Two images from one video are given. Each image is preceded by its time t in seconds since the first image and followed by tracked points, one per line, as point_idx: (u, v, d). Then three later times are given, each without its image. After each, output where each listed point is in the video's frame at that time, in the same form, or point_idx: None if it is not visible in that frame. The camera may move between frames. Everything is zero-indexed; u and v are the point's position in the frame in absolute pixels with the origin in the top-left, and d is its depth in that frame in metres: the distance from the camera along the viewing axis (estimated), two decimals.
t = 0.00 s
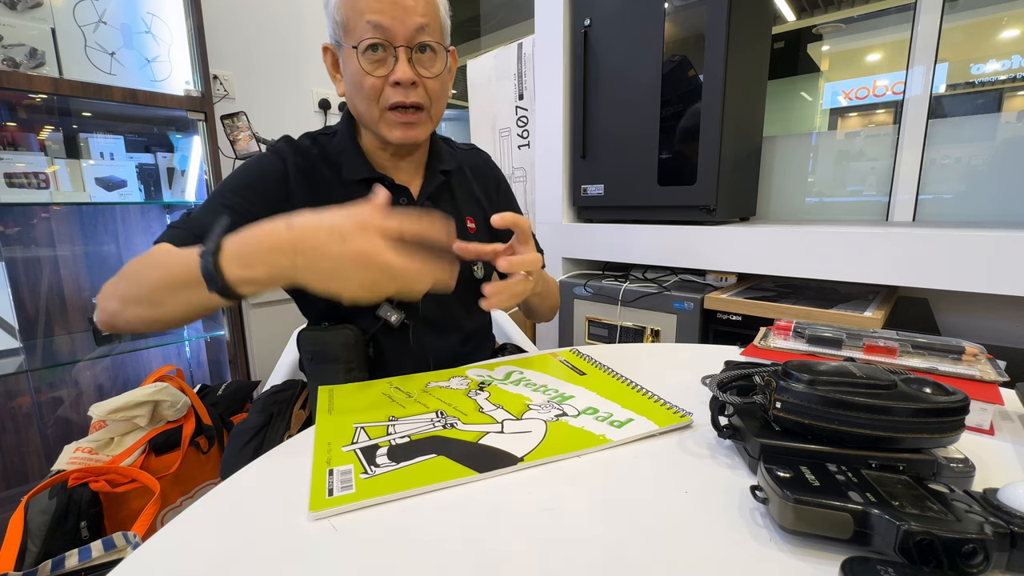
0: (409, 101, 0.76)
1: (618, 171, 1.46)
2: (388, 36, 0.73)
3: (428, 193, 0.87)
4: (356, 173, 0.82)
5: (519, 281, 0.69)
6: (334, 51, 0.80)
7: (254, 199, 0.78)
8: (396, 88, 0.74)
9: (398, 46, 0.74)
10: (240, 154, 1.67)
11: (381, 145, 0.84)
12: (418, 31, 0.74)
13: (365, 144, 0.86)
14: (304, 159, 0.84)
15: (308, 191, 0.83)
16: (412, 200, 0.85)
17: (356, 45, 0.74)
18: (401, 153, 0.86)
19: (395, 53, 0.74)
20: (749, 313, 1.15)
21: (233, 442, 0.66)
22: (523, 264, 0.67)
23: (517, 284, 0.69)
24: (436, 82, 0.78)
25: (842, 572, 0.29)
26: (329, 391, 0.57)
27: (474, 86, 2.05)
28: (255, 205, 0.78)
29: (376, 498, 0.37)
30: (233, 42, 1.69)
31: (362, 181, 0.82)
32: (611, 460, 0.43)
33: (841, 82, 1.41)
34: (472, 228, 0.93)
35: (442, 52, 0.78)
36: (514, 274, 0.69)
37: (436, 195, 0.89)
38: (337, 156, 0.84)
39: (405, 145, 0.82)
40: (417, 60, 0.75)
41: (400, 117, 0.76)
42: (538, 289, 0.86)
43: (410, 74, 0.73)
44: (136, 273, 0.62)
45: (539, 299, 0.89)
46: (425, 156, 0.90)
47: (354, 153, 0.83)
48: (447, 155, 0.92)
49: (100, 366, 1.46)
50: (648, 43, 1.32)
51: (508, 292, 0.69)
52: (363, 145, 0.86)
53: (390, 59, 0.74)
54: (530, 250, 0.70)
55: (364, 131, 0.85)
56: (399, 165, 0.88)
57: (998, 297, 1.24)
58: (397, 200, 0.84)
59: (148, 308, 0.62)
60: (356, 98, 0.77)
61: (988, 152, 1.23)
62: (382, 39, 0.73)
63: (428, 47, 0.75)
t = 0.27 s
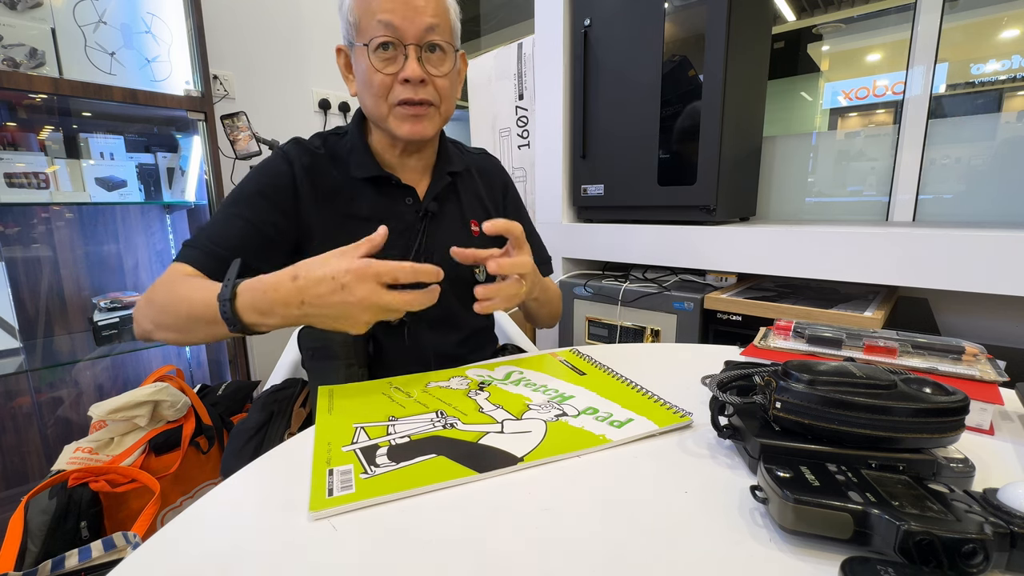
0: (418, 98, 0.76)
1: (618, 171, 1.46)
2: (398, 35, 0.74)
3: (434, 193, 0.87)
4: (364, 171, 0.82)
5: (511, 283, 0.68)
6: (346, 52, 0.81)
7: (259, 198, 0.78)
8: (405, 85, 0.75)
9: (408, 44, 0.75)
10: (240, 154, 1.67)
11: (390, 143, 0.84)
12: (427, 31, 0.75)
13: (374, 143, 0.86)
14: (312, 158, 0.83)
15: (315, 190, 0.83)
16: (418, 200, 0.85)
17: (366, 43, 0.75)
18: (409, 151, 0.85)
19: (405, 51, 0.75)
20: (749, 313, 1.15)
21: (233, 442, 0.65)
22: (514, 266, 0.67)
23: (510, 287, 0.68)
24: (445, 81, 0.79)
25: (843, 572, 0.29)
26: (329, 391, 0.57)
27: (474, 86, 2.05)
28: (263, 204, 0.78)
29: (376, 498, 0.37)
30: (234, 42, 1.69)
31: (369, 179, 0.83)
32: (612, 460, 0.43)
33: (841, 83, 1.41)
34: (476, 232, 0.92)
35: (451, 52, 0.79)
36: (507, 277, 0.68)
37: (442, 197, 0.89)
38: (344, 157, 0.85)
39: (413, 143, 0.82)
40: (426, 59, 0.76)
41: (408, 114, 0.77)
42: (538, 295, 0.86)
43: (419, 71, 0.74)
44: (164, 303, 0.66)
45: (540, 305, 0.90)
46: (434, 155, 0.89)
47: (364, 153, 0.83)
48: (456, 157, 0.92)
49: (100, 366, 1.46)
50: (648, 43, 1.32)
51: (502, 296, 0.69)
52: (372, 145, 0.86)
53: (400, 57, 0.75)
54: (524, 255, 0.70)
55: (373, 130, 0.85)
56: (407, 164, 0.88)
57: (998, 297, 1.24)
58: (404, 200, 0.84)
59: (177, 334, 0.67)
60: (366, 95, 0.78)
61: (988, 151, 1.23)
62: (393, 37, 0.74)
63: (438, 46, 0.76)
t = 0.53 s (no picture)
0: (418, 98, 0.76)
1: (618, 171, 1.46)
2: (399, 34, 0.74)
3: (435, 193, 0.87)
4: (366, 171, 0.82)
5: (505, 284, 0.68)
6: (348, 51, 0.81)
7: (261, 199, 0.78)
8: (405, 84, 0.75)
9: (409, 44, 0.75)
10: (240, 154, 1.67)
11: (390, 144, 0.84)
12: (428, 31, 0.75)
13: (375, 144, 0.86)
14: (312, 159, 0.83)
15: (315, 191, 0.82)
16: (418, 200, 0.85)
17: (367, 43, 0.75)
18: (410, 152, 0.86)
19: (405, 51, 0.75)
20: (749, 313, 1.15)
21: (233, 440, 0.65)
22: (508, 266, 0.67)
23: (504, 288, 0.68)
24: (445, 81, 0.79)
25: (842, 572, 0.29)
26: (329, 391, 0.57)
27: (474, 85, 2.05)
28: (263, 205, 0.78)
29: (376, 498, 0.37)
30: (234, 42, 1.69)
31: (371, 179, 0.83)
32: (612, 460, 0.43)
33: (841, 83, 1.41)
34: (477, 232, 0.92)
35: (452, 52, 0.79)
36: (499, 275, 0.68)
37: (443, 197, 0.89)
38: (345, 157, 0.85)
39: (413, 143, 0.82)
40: (427, 59, 0.76)
41: (408, 113, 0.77)
42: (534, 299, 0.86)
43: (419, 71, 0.74)
44: (176, 305, 0.67)
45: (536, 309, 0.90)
46: (434, 156, 0.90)
47: (365, 153, 0.83)
48: (456, 157, 0.92)
49: (100, 366, 1.46)
50: (648, 43, 1.32)
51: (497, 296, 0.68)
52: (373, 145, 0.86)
53: (401, 57, 0.75)
54: (518, 255, 0.70)
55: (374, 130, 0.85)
56: (407, 165, 0.88)
57: (997, 297, 1.24)
58: (405, 200, 0.84)
59: (190, 335, 0.68)
60: (366, 95, 0.78)
61: (988, 151, 1.23)
62: (393, 37, 0.74)
63: (438, 46, 0.77)
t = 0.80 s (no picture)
0: (417, 99, 0.76)
1: (618, 171, 1.46)
2: (399, 35, 0.74)
3: (434, 193, 0.87)
4: (365, 170, 0.82)
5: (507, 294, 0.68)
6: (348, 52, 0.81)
7: (262, 206, 0.78)
8: (404, 85, 0.75)
9: (408, 45, 0.75)
10: (240, 154, 1.67)
11: (390, 144, 0.84)
12: (428, 32, 0.75)
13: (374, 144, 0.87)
14: (310, 160, 0.83)
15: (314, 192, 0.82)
16: (417, 199, 0.85)
17: (367, 43, 0.75)
18: (409, 153, 0.86)
19: (405, 52, 0.75)
20: (749, 313, 1.15)
21: (233, 441, 0.65)
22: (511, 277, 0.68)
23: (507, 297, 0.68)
24: (445, 82, 0.79)
25: (842, 572, 0.29)
26: (329, 391, 0.57)
27: (474, 85, 2.05)
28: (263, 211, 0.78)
29: (376, 498, 0.37)
30: (234, 42, 1.69)
31: (370, 178, 0.83)
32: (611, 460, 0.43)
33: (841, 83, 1.41)
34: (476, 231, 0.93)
35: (452, 54, 0.79)
36: (500, 288, 0.68)
37: (442, 196, 0.90)
38: (344, 158, 0.85)
39: (413, 144, 0.82)
40: (426, 60, 0.77)
41: (407, 114, 0.77)
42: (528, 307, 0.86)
43: (419, 72, 0.74)
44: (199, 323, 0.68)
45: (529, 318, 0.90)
46: (433, 155, 0.90)
47: (365, 152, 0.83)
48: (455, 156, 0.92)
49: (100, 366, 1.46)
50: (648, 43, 1.32)
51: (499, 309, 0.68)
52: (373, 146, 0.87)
53: (400, 58, 0.75)
54: (515, 266, 0.71)
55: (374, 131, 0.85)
56: (407, 165, 0.89)
57: (997, 297, 1.24)
58: (403, 199, 0.85)
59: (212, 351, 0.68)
60: (366, 96, 0.78)
61: (988, 151, 1.23)
62: (393, 38, 0.74)
63: (438, 47, 0.77)
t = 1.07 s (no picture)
0: (418, 114, 0.77)
1: (618, 171, 1.46)
2: (410, 49, 0.74)
3: (430, 192, 0.88)
4: (361, 169, 0.82)
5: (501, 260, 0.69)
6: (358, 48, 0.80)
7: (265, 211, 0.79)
8: (407, 99, 0.76)
9: (418, 60, 0.75)
10: (240, 154, 1.67)
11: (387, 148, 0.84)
12: (439, 50, 0.75)
13: (372, 144, 0.86)
14: (310, 160, 0.83)
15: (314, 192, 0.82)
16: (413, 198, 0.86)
17: (377, 50, 0.75)
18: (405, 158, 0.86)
19: (413, 66, 0.75)
20: (749, 313, 1.15)
21: (233, 441, 0.65)
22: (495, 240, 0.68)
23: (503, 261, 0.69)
24: (449, 100, 0.79)
25: (843, 572, 0.29)
26: (329, 390, 0.57)
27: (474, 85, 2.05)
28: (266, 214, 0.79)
29: (376, 498, 0.37)
30: (234, 42, 1.69)
31: (365, 176, 0.83)
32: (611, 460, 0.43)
33: (841, 82, 1.41)
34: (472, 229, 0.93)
35: (461, 74, 0.79)
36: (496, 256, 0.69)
37: (438, 195, 0.90)
38: (342, 156, 0.85)
39: (409, 153, 0.83)
40: (434, 77, 0.76)
41: (405, 127, 0.78)
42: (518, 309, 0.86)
43: (423, 90, 0.75)
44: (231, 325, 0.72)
45: (517, 329, 0.90)
46: (432, 158, 0.90)
47: (363, 150, 0.83)
48: (454, 156, 0.93)
49: (100, 366, 1.46)
50: (648, 43, 1.32)
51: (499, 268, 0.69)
52: (370, 145, 0.87)
53: (408, 71, 0.75)
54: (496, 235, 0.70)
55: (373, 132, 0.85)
56: (404, 168, 0.88)
57: (998, 297, 1.24)
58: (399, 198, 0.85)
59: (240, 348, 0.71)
60: (369, 99, 0.79)
61: (988, 151, 1.23)
62: (404, 51, 0.74)
63: (447, 66, 0.76)
